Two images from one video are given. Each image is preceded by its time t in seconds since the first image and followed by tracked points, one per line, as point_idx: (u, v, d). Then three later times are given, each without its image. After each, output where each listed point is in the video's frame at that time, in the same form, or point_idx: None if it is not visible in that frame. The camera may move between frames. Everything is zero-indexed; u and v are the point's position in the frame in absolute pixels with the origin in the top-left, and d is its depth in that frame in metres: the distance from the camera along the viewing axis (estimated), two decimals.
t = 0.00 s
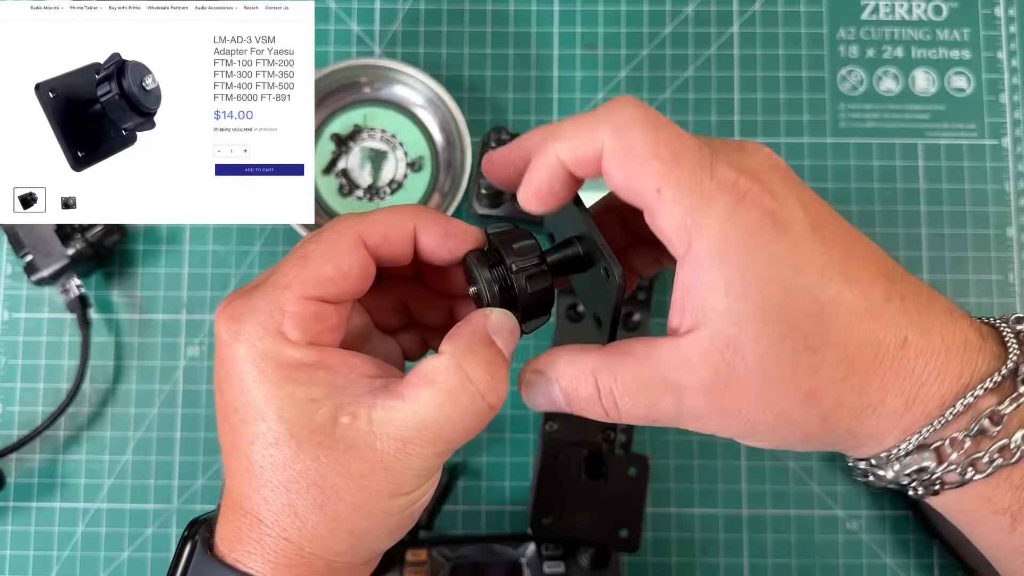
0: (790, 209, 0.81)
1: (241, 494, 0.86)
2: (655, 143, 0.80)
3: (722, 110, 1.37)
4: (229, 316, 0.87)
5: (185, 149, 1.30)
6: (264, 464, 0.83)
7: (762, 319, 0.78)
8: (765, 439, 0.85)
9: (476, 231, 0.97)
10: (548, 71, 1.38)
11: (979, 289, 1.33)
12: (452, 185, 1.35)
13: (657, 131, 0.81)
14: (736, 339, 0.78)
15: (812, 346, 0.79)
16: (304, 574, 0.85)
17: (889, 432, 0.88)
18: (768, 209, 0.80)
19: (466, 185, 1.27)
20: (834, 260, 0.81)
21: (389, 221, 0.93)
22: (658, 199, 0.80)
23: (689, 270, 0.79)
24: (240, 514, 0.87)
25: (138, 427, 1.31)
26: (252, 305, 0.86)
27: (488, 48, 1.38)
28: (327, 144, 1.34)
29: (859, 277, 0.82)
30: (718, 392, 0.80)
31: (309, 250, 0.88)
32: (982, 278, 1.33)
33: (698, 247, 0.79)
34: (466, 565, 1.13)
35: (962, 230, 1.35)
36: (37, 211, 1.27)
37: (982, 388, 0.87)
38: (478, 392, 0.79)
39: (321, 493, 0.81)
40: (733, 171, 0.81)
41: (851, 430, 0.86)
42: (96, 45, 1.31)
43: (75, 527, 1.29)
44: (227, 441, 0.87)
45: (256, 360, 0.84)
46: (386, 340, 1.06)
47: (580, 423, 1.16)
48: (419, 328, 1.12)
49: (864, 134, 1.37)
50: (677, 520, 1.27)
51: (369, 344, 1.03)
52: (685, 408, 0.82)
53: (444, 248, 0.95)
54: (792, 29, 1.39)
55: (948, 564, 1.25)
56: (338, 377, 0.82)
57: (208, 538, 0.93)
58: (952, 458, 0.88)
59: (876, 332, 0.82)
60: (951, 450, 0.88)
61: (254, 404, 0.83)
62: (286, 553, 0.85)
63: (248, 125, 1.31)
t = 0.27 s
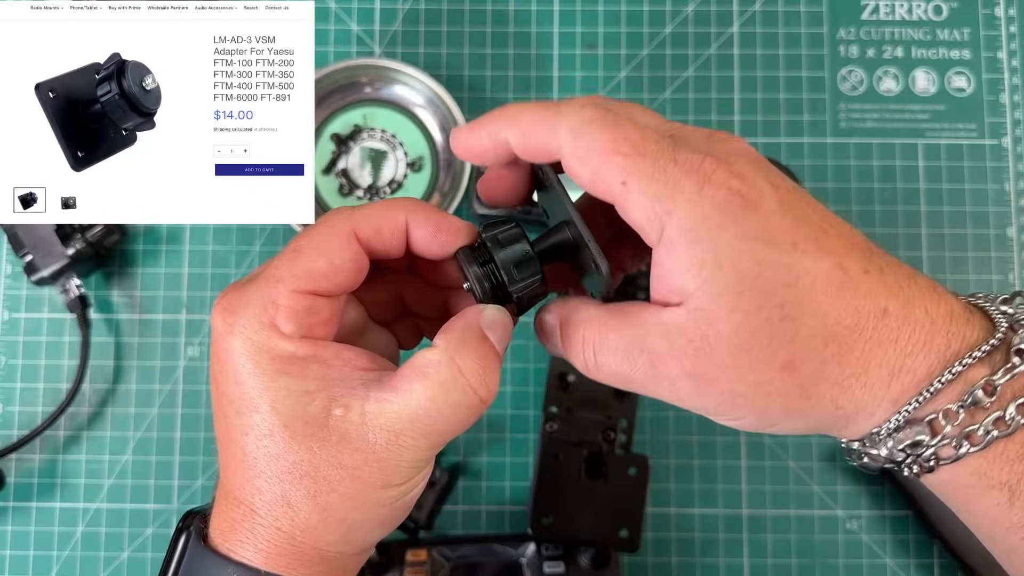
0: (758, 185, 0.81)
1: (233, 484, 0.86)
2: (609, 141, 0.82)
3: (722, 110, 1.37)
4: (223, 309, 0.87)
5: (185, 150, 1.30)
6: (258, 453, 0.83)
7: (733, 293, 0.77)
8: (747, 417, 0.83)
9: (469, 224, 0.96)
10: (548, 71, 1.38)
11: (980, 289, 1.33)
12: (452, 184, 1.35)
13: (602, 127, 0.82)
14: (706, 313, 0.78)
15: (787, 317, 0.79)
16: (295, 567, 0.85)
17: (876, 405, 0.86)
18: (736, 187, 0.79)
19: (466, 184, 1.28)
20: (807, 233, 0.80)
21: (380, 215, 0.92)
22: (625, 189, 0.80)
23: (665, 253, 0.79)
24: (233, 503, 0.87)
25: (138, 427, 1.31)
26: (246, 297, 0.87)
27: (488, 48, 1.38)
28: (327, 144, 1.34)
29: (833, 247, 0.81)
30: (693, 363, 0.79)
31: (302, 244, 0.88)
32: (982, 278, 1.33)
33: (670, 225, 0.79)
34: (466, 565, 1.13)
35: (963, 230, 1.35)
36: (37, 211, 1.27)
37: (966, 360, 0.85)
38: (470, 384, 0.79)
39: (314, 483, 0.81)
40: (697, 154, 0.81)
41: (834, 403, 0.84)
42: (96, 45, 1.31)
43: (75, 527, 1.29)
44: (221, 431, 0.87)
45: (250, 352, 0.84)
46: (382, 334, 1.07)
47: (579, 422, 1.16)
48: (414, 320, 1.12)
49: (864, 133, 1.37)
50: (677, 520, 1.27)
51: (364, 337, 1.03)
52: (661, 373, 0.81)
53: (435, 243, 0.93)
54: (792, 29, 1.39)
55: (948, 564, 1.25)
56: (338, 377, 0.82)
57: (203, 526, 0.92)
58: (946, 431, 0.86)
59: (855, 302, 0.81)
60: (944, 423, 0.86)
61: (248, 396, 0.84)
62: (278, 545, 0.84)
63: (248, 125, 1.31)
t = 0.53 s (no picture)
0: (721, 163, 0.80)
1: (253, 491, 0.85)
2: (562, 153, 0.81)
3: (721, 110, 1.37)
4: (246, 316, 0.85)
5: (185, 150, 1.29)
6: (282, 461, 0.83)
7: (711, 268, 0.75)
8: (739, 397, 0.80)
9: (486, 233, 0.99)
10: (548, 71, 1.38)
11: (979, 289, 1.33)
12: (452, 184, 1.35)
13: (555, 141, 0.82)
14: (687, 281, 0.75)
15: (771, 292, 0.75)
16: (316, 569, 0.85)
17: (866, 381, 0.82)
18: (695, 166, 0.79)
19: (466, 184, 1.28)
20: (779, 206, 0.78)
21: (409, 223, 0.89)
22: (586, 195, 0.79)
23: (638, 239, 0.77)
24: (252, 508, 0.86)
25: (138, 427, 1.31)
26: (271, 306, 0.85)
27: (488, 48, 1.38)
28: (328, 144, 1.35)
29: (810, 219, 0.79)
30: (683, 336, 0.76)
31: (334, 252, 0.85)
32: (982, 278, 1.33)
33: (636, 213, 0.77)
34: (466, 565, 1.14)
35: (962, 230, 1.35)
36: (37, 211, 1.27)
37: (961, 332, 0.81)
38: (503, 397, 0.79)
39: (341, 490, 0.81)
40: (652, 145, 0.81)
41: (827, 381, 0.80)
42: (97, 46, 1.30)
43: (75, 527, 1.29)
44: (241, 438, 0.86)
45: (277, 361, 0.83)
46: (389, 335, 1.07)
47: (579, 422, 1.16)
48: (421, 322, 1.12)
49: (864, 133, 1.37)
50: (677, 520, 1.27)
51: (374, 339, 1.03)
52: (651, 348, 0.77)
53: (462, 255, 0.92)
54: (792, 29, 1.39)
55: (948, 563, 1.25)
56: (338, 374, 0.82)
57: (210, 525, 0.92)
58: (939, 411, 0.81)
59: (838, 274, 0.78)
60: (937, 402, 0.81)
61: (273, 405, 0.83)
62: (300, 550, 0.85)
63: (248, 125, 1.30)
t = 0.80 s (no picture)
0: (698, 229, 0.77)
1: (241, 504, 0.85)
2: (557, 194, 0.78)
3: (722, 110, 1.37)
4: (230, 331, 0.86)
5: (185, 150, 1.29)
6: (269, 472, 0.83)
7: (674, 347, 0.76)
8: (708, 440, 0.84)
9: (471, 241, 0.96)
10: (548, 71, 1.37)
11: (979, 289, 1.33)
12: (451, 184, 1.34)
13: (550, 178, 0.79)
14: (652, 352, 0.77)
15: (729, 371, 0.77)
16: None
17: (826, 444, 0.84)
18: (671, 235, 0.76)
19: (466, 184, 1.28)
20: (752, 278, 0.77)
21: (391, 235, 0.91)
22: (571, 245, 0.79)
23: (615, 299, 0.78)
24: (239, 522, 0.86)
25: (138, 427, 1.31)
26: (255, 318, 0.86)
27: (488, 48, 1.38)
28: (328, 144, 1.34)
29: (779, 291, 0.77)
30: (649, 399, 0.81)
31: (316, 264, 0.85)
32: (982, 278, 1.33)
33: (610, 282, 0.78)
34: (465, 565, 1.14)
35: (962, 230, 1.35)
36: (37, 211, 1.27)
37: (919, 402, 0.81)
38: (485, 404, 0.80)
39: (328, 502, 0.81)
40: (639, 207, 0.78)
41: (787, 438, 0.83)
42: (97, 45, 1.30)
43: (75, 527, 1.29)
44: (227, 452, 0.86)
45: (259, 372, 0.83)
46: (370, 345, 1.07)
47: (580, 422, 1.16)
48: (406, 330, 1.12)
49: (864, 134, 1.37)
50: (677, 520, 1.27)
51: (358, 351, 1.03)
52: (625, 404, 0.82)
53: (444, 262, 0.93)
54: (792, 29, 1.39)
55: (948, 563, 1.25)
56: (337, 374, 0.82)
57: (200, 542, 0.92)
58: (897, 468, 0.81)
59: (797, 349, 0.78)
60: (896, 461, 0.82)
61: (258, 416, 0.83)
62: (288, 562, 0.85)
63: (248, 125, 1.30)
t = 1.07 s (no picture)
0: (766, 181, 0.80)
1: (234, 498, 0.86)
2: (622, 119, 0.81)
3: (722, 110, 1.37)
4: (225, 322, 0.86)
5: (184, 149, 1.29)
6: (261, 467, 0.83)
7: (755, 281, 0.75)
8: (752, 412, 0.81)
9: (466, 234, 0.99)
10: (548, 71, 1.38)
11: (979, 288, 1.33)
12: (452, 184, 1.34)
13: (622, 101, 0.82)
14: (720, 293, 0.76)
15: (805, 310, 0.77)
16: None
17: (883, 402, 0.85)
18: (742, 181, 0.78)
19: (467, 185, 1.28)
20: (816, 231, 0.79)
21: (388, 228, 0.93)
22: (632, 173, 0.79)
23: (675, 241, 0.77)
24: (232, 516, 0.87)
25: (138, 427, 1.31)
26: (250, 310, 0.86)
27: (488, 47, 1.38)
28: (328, 144, 1.34)
29: (843, 243, 0.80)
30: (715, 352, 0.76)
31: (311, 256, 0.87)
32: (982, 278, 1.34)
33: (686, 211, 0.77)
34: (465, 565, 1.14)
35: (962, 230, 1.35)
36: (37, 211, 1.27)
37: (962, 363, 0.86)
38: (479, 400, 0.79)
39: (319, 498, 0.81)
40: (707, 147, 0.80)
41: (847, 399, 0.82)
42: (97, 46, 1.30)
43: (75, 527, 1.29)
44: (222, 444, 0.87)
45: (252, 366, 0.84)
46: (373, 342, 1.07)
47: (580, 423, 1.16)
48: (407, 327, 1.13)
49: (864, 133, 1.37)
50: (677, 520, 1.27)
51: (358, 347, 1.03)
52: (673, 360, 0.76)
53: (443, 256, 0.97)
54: (792, 29, 1.39)
55: (948, 563, 1.25)
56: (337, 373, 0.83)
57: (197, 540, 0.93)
58: (945, 432, 0.86)
59: (869, 297, 0.80)
60: (944, 424, 0.86)
61: (252, 410, 0.83)
62: (280, 557, 0.85)
63: (248, 125, 1.30)
